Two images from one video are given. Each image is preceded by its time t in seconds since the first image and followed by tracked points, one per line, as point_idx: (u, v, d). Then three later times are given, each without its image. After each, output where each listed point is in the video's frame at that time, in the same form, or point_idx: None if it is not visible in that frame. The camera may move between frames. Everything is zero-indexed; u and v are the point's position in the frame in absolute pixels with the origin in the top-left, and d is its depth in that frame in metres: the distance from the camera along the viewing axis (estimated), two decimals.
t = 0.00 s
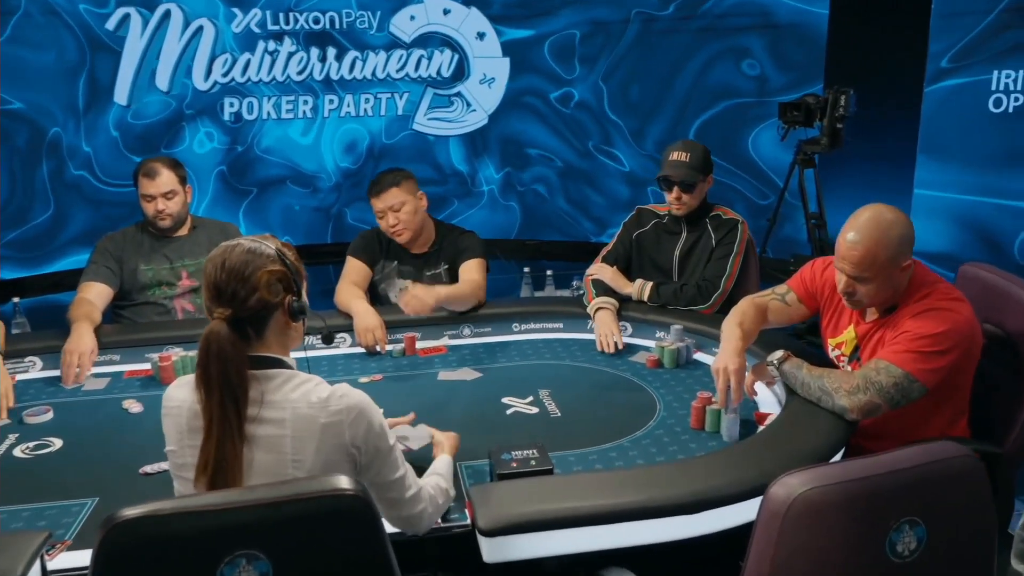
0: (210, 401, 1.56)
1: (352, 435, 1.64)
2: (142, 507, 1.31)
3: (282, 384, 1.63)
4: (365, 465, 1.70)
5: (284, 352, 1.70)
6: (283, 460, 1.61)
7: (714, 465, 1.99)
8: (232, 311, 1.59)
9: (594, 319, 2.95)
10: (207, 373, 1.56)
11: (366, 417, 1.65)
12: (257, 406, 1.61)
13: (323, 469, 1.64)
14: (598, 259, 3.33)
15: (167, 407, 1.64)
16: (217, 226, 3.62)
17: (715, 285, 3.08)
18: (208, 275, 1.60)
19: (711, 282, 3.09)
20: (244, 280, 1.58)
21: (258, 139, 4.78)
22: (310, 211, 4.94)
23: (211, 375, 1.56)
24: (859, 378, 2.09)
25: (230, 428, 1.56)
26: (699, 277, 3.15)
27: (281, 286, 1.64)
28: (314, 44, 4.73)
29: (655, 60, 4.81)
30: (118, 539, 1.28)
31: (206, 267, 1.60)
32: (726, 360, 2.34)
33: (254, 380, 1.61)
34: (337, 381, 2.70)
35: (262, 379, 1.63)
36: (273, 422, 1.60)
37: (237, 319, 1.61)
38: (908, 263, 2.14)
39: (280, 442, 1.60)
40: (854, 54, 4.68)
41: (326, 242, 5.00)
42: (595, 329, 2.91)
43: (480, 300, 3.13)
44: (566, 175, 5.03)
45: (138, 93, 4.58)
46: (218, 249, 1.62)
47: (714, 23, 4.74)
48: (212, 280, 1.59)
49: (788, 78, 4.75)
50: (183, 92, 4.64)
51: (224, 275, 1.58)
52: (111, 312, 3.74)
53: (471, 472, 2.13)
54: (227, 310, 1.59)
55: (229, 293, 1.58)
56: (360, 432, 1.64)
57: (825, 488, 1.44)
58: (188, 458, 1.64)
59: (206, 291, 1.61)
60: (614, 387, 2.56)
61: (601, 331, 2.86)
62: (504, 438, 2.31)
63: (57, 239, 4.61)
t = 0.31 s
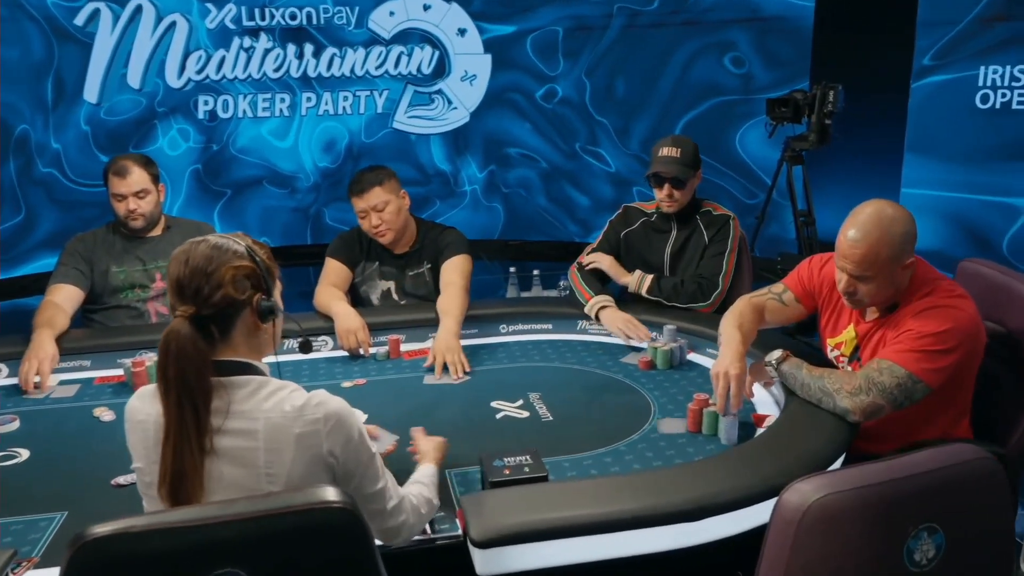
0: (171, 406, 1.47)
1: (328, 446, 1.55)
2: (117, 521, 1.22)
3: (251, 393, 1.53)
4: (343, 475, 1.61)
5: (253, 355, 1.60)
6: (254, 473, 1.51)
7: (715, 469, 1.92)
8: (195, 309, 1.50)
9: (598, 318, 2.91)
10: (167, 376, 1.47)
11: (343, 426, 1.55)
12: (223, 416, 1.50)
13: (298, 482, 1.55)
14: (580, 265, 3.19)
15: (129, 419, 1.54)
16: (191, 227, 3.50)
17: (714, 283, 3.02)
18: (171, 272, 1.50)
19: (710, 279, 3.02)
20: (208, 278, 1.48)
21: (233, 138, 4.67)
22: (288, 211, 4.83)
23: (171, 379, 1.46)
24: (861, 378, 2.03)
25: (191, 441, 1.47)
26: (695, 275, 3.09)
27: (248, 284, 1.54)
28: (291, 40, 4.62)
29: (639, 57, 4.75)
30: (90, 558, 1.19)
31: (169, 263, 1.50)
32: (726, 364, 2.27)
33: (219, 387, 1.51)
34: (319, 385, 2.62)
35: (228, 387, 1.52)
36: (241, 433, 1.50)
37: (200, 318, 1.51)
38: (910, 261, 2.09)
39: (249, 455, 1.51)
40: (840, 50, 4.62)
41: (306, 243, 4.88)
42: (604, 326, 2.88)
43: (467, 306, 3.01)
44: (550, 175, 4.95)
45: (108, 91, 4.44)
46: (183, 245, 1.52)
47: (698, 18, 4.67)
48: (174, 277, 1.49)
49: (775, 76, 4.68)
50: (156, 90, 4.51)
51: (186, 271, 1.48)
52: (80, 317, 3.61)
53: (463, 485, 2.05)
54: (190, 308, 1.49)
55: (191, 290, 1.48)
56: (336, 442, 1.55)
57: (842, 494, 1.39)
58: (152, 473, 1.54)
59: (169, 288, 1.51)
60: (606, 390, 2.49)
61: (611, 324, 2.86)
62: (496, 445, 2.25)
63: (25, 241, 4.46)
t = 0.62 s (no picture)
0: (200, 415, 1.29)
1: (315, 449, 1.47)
2: (87, 541, 1.11)
3: (262, 391, 1.40)
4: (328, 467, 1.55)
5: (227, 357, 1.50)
6: (273, 475, 1.39)
7: (715, 475, 1.85)
8: (206, 308, 1.37)
9: (575, 318, 2.85)
10: (189, 384, 1.29)
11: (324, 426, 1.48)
12: (239, 420, 1.35)
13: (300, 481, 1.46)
14: (562, 263, 3.13)
15: (120, 443, 1.30)
16: (162, 227, 3.38)
17: (728, 280, 2.95)
18: (166, 272, 1.34)
19: (723, 275, 2.95)
20: (213, 273, 1.38)
21: (205, 137, 4.54)
22: (263, 212, 4.70)
23: (195, 385, 1.29)
24: (862, 378, 1.97)
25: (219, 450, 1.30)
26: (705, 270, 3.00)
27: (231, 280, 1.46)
28: (264, 37, 4.50)
29: (620, 53, 4.69)
30: None
31: (160, 264, 1.35)
32: (723, 367, 2.21)
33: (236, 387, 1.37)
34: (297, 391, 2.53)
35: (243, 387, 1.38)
36: (259, 435, 1.37)
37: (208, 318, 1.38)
38: (911, 258, 2.04)
39: (265, 457, 1.38)
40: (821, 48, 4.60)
41: (282, 244, 4.76)
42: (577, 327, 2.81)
43: (448, 303, 2.95)
44: (531, 175, 4.87)
45: (75, 88, 4.30)
46: (161, 244, 1.38)
47: (679, 15, 4.61)
48: (176, 277, 1.34)
49: (759, 72, 4.62)
50: (124, 88, 4.37)
51: (192, 268, 1.36)
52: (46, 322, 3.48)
53: (452, 497, 1.97)
54: (202, 308, 1.37)
55: (201, 288, 1.36)
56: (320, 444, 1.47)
57: (856, 501, 1.32)
58: (153, 499, 1.32)
59: (162, 292, 1.35)
60: (597, 393, 2.42)
61: (584, 322, 2.78)
62: (486, 452, 2.17)
63: None
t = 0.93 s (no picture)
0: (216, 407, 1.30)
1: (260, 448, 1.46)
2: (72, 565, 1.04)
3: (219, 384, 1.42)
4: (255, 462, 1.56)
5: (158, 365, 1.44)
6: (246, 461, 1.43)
7: (715, 481, 1.79)
8: (174, 308, 1.34)
9: (558, 319, 2.80)
10: (198, 378, 1.30)
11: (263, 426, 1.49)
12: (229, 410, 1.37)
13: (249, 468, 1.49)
14: (553, 263, 3.09)
15: (89, 461, 1.20)
16: (135, 229, 3.28)
17: (716, 276, 2.90)
18: (135, 272, 1.29)
19: (710, 271, 2.90)
20: (173, 273, 1.35)
21: (177, 137, 4.42)
22: (238, 214, 4.59)
23: (207, 379, 1.30)
24: (861, 380, 1.92)
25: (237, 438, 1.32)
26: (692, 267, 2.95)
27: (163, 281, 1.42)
28: (238, 33, 4.40)
29: (601, 50, 4.62)
30: None
31: (127, 264, 1.29)
32: (717, 365, 2.15)
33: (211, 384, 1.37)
34: (277, 398, 2.45)
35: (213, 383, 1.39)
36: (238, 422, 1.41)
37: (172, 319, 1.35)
38: (908, 255, 1.99)
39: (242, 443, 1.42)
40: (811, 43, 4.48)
41: (257, 246, 4.65)
42: (558, 328, 2.76)
43: (433, 308, 2.87)
44: (512, 176, 4.80)
45: (41, 86, 4.17)
46: (115, 243, 1.30)
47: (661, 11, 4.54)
48: (147, 276, 1.30)
49: (744, 70, 4.51)
50: (93, 86, 4.24)
51: (160, 268, 1.32)
52: (13, 328, 3.35)
53: (441, 507, 1.90)
54: (172, 308, 1.33)
55: (169, 289, 1.33)
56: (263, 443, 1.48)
57: (872, 510, 1.27)
58: (134, 515, 1.23)
59: (132, 292, 1.29)
60: (587, 397, 2.36)
61: (564, 324, 2.74)
62: (475, 460, 2.10)
63: None
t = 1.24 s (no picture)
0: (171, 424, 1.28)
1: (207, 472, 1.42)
2: None
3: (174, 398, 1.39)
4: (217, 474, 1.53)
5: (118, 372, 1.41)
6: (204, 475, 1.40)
7: (710, 488, 1.74)
8: (135, 319, 1.31)
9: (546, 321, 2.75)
10: (149, 399, 1.26)
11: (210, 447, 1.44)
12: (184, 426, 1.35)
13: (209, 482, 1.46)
14: (541, 263, 3.05)
15: (47, 476, 1.17)
16: (109, 231, 3.19)
17: (705, 276, 2.86)
18: (96, 281, 1.26)
19: (699, 271, 2.87)
20: (135, 283, 1.32)
21: (151, 137, 4.32)
22: (214, 216, 4.49)
23: (164, 393, 1.28)
24: (858, 382, 1.89)
25: (174, 477, 1.26)
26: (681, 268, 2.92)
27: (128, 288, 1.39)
28: (213, 31, 4.31)
29: (583, 49, 4.58)
30: None
31: (89, 272, 1.25)
32: (711, 365, 2.11)
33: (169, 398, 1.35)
34: (258, 405, 2.38)
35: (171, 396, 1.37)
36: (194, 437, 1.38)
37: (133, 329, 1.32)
38: (901, 255, 1.97)
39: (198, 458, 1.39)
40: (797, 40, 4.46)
41: (234, 248, 4.56)
42: (546, 330, 2.72)
43: (417, 310, 2.81)
44: (494, 178, 4.75)
45: (10, 85, 4.06)
46: (77, 250, 1.27)
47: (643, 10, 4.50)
48: (109, 286, 1.27)
49: (728, 69, 4.47)
50: (64, 85, 4.14)
51: (122, 277, 1.29)
52: None
53: (430, 518, 1.85)
54: (133, 319, 1.31)
55: (131, 298, 1.30)
56: (212, 466, 1.44)
57: (882, 521, 1.23)
58: (100, 528, 1.20)
59: (92, 303, 1.26)
60: (577, 402, 2.32)
61: (551, 326, 2.71)
62: (465, 469, 2.04)
63: None
